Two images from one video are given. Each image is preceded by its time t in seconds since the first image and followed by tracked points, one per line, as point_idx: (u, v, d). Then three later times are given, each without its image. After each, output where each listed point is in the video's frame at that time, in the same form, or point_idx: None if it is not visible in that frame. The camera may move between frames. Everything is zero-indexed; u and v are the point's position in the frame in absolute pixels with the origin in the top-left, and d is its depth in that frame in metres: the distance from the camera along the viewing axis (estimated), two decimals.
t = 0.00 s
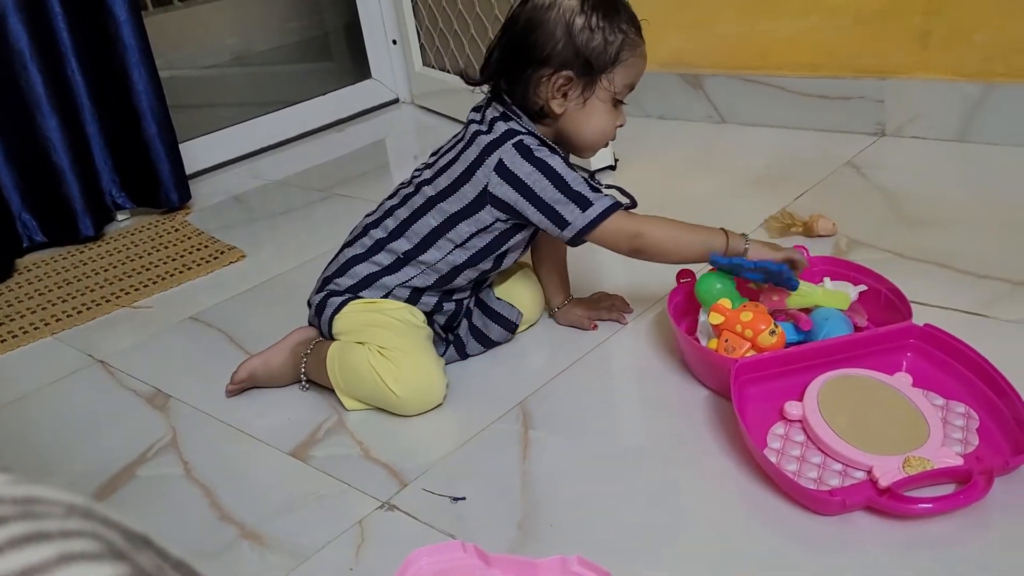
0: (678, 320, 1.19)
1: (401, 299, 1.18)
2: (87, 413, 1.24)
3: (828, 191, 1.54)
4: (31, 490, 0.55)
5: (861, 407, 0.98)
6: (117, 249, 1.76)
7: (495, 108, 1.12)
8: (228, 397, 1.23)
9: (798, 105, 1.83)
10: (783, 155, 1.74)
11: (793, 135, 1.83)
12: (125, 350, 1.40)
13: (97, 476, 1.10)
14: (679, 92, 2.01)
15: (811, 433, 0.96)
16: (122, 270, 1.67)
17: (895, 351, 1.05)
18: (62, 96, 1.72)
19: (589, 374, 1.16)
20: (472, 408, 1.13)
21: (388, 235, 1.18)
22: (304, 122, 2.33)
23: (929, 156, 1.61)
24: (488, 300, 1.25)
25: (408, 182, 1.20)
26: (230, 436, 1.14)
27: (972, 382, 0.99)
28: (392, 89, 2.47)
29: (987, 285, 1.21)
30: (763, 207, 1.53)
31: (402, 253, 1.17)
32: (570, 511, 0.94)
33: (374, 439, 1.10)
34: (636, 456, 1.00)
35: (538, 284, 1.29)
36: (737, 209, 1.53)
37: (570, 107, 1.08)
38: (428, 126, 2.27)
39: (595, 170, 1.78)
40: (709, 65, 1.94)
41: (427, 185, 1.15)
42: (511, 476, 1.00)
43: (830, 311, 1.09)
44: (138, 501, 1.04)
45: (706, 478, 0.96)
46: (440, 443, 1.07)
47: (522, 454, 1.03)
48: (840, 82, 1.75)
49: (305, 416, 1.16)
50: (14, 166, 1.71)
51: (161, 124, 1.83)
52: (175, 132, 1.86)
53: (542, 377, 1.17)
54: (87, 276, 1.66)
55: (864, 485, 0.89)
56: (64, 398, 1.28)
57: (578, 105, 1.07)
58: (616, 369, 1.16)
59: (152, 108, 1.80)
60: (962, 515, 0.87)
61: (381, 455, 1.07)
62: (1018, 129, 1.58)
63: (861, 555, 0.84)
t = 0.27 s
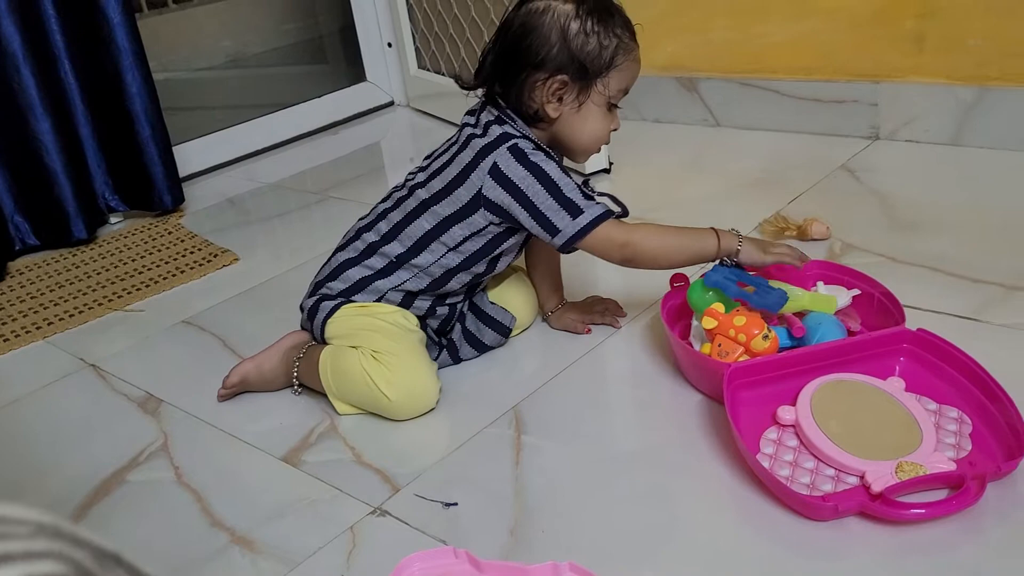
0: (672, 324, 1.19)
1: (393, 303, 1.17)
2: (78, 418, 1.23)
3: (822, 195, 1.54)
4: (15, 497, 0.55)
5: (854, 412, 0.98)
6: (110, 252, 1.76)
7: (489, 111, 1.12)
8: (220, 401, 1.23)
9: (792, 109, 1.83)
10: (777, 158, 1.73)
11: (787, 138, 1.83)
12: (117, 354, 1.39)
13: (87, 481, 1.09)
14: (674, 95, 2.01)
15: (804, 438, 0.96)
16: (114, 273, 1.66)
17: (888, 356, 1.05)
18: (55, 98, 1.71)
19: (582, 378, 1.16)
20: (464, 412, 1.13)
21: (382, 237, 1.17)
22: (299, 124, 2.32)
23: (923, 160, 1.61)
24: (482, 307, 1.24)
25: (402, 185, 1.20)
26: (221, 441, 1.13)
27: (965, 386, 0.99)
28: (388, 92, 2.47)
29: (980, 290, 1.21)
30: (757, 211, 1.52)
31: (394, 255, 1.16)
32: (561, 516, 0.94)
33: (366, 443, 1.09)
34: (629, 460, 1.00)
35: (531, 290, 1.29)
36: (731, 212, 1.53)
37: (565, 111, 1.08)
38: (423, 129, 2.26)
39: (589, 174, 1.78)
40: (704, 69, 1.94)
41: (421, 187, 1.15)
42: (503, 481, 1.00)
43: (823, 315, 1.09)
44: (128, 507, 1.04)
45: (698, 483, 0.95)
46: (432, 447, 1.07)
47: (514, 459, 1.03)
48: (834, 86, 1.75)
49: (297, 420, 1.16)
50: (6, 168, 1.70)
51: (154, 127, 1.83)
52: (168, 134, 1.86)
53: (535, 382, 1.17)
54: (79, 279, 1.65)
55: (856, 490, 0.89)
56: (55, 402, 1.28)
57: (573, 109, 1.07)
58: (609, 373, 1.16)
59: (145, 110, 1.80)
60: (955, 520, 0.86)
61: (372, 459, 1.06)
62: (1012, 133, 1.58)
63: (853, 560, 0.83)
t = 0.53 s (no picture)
0: (632, 328, 1.18)
1: (353, 302, 1.14)
2: (21, 428, 1.19)
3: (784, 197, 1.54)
4: None
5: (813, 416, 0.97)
6: (59, 256, 1.71)
7: (451, 109, 1.09)
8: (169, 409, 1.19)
9: (754, 111, 1.83)
10: (739, 160, 1.73)
11: (749, 140, 1.82)
12: (64, 361, 1.35)
13: (29, 495, 1.05)
14: (637, 96, 2.00)
15: (762, 443, 0.95)
16: (64, 278, 1.62)
17: (846, 359, 1.05)
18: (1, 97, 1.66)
19: (541, 383, 1.14)
20: (420, 419, 1.10)
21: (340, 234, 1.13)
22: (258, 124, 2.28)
23: (884, 163, 1.62)
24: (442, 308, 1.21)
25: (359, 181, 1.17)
26: (170, 451, 1.10)
27: (921, 390, 0.98)
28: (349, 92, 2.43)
29: (938, 292, 1.21)
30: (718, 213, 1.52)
31: (354, 250, 1.12)
32: (518, 527, 0.92)
33: (319, 452, 1.07)
34: (587, 467, 0.99)
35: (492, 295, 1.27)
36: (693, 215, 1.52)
37: (533, 113, 1.06)
38: (385, 130, 2.23)
39: (552, 175, 1.76)
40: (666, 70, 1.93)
41: (381, 181, 1.12)
42: (460, 490, 0.97)
43: (782, 318, 1.08)
44: (71, 522, 1.00)
45: (657, 490, 0.94)
46: (387, 455, 1.04)
47: (471, 467, 1.01)
48: (796, 88, 1.75)
49: (248, 429, 1.13)
50: None
51: (105, 127, 1.78)
52: (120, 133, 1.82)
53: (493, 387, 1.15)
54: (27, 284, 1.61)
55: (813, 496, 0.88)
56: None
57: (541, 111, 1.06)
58: (568, 378, 1.15)
59: (96, 110, 1.75)
60: (911, 525, 0.86)
61: (325, 469, 1.04)
62: (971, 137, 1.59)
63: (810, 568, 0.83)
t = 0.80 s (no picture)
0: (593, 333, 1.17)
1: (304, 286, 1.11)
2: None
3: (745, 200, 1.54)
4: None
5: (772, 420, 0.96)
6: (9, 260, 1.66)
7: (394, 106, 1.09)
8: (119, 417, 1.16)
9: (715, 113, 1.83)
10: (701, 162, 1.73)
11: (711, 142, 1.83)
12: (11, 369, 1.31)
13: None
14: (600, 98, 1.99)
15: (722, 447, 0.95)
16: (13, 283, 1.57)
17: (805, 363, 1.05)
18: None
19: (501, 388, 1.13)
20: (377, 425, 1.09)
21: (289, 219, 1.12)
22: (216, 125, 2.25)
23: (843, 165, 1.63)
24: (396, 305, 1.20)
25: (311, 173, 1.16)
26: (119, 461, 1.07)
27: (879, 392, 0.99)
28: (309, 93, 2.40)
29: (896, 294, 1.22)
30: (679, 215, 1.51)
31: (302, 231, 1.10)
32: (476, 535, 0.90)
33: (273, 461, 1.04)
34: (545, 473, 0.98)
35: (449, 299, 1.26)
36: (655, 217, 1.52)
37: (479, 104, 1.06)
38: (346, 131, 2.21)
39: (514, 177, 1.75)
40: (629, 72, 1.93)
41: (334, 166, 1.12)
42: (417, 499, 0.96)
43: (742, 321, 1.08)
44: (14, 536, 0.97)
45: (615, 496, 0.93)
46: (343, 463, 1.02)
47: (428, 475, 0.99)
48: (757, 90, 1.76)
49: (200, 437, 1.10)
50: None
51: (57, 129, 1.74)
52: (72, 136, 1.77)
53: (452, 392, 1.13)
54: None
55: (772, 501, 0.88)
56: None
57: (486, 100, 1.06)
58: (528, 383, 1.13)
59: (47, 112, 1.70)
60: (869, 530, 0.86)
61: (279, 478, 1.01)
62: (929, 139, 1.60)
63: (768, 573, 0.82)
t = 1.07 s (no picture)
0: (583, 331, 1.17)
1: (328, 245, 1.10)
2: None
3: (735, 200, 1.54)
4: None
5: (763, 418, 0.97)
6: None
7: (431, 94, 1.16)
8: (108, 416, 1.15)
9: (705, 114, 1.84)
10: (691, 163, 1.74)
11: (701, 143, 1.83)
12: None
13: None
14: (591, 99, 2.00)
15: (712, 445, 0.95)
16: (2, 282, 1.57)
17: (795, 361, 1.05)
18: None
19: (493, 386, 1.13)
20: (369, 423, 1.08)
21: (321, 181, 1.12)
22: (207, 125, 2.24)
23: (832, 166, 1.64)
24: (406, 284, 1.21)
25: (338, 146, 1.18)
26: (108, 459, 1.07)
27: (869, 390, 0.99)
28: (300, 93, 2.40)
29: (884, 294, 1.22)
30: (670, 215, 1.52)
31: (336, 190, 1.11)
32: (467, 532, 0.90)
33: (264, 458, 1.04)
34: (537, 471, 0.98)
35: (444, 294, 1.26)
36: (645, 217, 1.52)
37: (511, 101, 1.15)
38: (337, 131, 2.21)
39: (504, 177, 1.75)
40: (618, 73, 1.93)
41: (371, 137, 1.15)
42: (408, 496, 0.96)
43: (732, 320, 1.08)
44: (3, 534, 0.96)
45: (607, 493, 0.93)
46: (334, 461, 1.02)
47: (420, 472, 0.99)
48: (746, 92, 1.76)
49: (191, 435, 1.10)
50: None
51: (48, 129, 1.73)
52: (63, 135, 1.76)
53: (444, 390, 1.13)
54: None
55: (763, 498, 0.88)
56: None
57: (518, 97, 1.14)
58: (518, 381, 1.14)
59: (38, 112, 1.70)
60: (859, 527, 0.86)
61: (271, 475, 1.01)
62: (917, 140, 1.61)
63: (759, 570, 0.82)
